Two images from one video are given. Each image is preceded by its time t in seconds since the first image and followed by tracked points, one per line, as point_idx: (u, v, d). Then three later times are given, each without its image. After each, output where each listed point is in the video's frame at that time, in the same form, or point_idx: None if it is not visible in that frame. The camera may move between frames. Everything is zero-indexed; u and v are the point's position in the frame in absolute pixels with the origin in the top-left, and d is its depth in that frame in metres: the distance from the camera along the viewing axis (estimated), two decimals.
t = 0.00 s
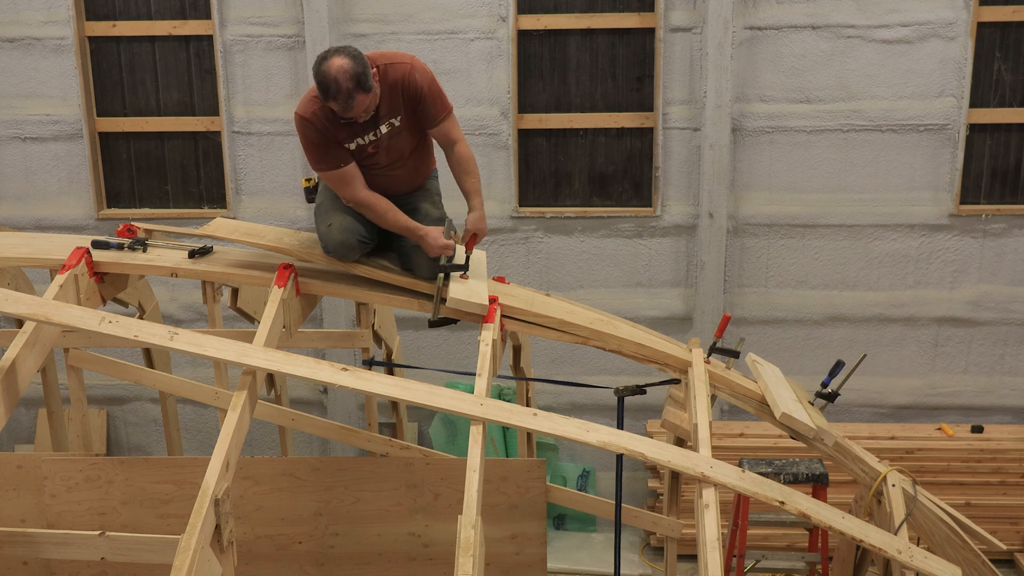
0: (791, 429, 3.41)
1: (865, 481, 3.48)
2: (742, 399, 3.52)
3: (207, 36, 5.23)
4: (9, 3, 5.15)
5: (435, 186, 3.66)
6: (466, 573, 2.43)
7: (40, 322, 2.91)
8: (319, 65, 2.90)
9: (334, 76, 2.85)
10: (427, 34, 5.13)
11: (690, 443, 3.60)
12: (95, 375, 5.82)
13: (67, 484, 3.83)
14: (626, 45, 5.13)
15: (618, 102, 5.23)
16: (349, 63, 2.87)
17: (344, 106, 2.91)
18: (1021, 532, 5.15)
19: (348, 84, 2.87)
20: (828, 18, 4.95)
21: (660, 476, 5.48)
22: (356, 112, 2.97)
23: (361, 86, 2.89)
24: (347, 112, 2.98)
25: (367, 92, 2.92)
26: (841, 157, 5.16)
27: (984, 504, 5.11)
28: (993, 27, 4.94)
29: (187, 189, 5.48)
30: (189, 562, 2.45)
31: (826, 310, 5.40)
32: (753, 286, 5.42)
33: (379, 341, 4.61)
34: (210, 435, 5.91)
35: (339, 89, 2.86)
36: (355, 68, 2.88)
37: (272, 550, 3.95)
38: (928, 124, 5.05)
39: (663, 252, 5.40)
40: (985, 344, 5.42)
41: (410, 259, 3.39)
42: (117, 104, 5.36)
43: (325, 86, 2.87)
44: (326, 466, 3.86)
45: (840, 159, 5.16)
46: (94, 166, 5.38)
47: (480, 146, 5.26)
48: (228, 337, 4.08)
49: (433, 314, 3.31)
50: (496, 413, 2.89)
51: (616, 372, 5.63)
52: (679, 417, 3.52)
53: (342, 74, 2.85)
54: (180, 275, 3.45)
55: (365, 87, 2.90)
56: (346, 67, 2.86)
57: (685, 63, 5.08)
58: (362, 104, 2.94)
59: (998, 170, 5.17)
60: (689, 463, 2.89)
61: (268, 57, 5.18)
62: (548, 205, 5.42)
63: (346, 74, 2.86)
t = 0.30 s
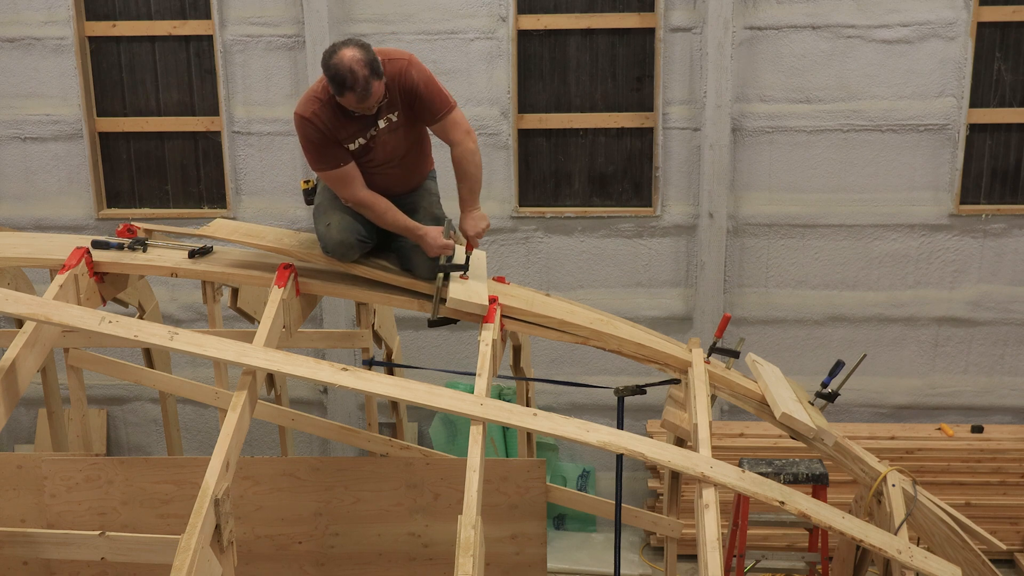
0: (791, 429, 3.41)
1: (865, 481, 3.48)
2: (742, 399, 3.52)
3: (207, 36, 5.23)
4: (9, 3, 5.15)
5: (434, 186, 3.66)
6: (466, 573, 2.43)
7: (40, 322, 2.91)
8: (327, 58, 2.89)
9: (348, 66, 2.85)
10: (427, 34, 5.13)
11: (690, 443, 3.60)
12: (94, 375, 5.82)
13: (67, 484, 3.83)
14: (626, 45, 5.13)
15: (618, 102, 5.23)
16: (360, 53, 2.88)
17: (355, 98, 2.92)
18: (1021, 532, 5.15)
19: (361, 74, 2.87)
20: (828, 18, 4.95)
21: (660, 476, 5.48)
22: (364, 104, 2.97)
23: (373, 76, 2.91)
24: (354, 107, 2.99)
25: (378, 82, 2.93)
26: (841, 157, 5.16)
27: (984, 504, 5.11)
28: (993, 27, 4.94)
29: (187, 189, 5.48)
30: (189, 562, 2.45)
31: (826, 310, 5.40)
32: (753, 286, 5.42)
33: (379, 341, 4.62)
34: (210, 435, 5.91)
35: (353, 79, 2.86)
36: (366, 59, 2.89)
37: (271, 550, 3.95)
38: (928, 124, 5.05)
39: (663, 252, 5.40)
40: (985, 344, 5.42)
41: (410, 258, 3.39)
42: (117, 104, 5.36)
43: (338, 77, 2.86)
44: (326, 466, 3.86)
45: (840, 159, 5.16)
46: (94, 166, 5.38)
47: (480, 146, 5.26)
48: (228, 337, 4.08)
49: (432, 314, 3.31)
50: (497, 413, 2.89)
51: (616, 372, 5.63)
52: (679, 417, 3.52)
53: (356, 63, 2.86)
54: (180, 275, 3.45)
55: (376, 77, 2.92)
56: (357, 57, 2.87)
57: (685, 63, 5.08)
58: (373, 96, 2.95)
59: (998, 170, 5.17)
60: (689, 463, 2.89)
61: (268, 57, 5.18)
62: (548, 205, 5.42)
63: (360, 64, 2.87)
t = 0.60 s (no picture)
0: (791, 429, 3.41)
1: (865, 481, 3.48)
2: (742, 399, 3.52)
3: (207, 36, 5.23)
4: (9, 3, 5.15)
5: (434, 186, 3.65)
6: (466, 573, 2.43)
7: (40, 322, 2.91)
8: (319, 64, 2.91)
9: (340, 71, 2.85)
10: (427, 34, 5.13)
11: (690, 443, 3.60)
12: (94, 375, 5.82)
13: (67, 484, 3.83)
14: (626, 45, 5.13)
15: (618, 102, 5.23)
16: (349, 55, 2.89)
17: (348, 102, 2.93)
18: (1021, 532, 5.15)
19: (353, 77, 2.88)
20: (828, 18, 4.95)
21: (660, 476, 5.48)
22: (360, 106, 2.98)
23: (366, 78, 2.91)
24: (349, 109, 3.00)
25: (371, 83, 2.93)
26: (841, 157, 5.16)
27: (984, 504, 5.11)
28: (993, 27, 4.94)
29: (187, 189, 5.48)
30: (189, 562, 2.45)
31: (826, 310, 5.40)
32: (753, 286, 5.42)
33: (379, 341, 4.62)
34: (210, 435, 5.91)
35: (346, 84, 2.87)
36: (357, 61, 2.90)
37: (271, 550, 3.95)
38: (928, 124, 5.05)
39: (663, 252, 5.40)
40: (985, 344, 5.42)
41: (410, 259, 3.39)
42: (117, 104, 5.36)
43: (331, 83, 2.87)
44: (326, 466, 3.86)
45: (840, 159, 5.16)
46: (94, 166, 5.38)
47: (480, 146, 5.26)
48: (229, 337, 4.08)
49: (432, 314, 3.31)
50: (497, 413, 2.89)
51: (616, 372, 5.63)
52: (679, 417, 3.52)
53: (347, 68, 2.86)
54: (180, 275, 3.45)
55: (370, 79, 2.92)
56: (348, 62, 2.87)
57: (685, 63, 5.08)
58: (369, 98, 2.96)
59: (998, 170, 5.17)
60: (689, 463, 2.89)
61: (268, 57, 5.18)
62: (548, 205, 5.42)
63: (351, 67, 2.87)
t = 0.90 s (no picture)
0: (791, 429, 3.41)
1: (865, 481, 3.48)
2: (742, 399, 3.52)
3: (207, 36, 5.23)
4: (9, 3, 5.16)
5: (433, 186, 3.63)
6: (466, 573, 2.43)
7: (40, 322, 2.91)
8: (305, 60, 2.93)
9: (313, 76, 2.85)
10: (427, 34, 5.13)
11: (690, 443, 3.60)
12: (94, 375, 5.82)
13: (67, 484, 3.83)
14: (626, 45, 5.13)
15: (618, 102, 5.23)
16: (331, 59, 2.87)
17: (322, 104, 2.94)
18: (1021, 532, 5.15)
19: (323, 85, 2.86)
20: (828, 18, 4.95)
21: (660, 476, 5.48)
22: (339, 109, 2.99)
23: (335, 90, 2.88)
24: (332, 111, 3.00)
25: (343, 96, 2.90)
26: (842, 157, 5.16)
27: (984, 504, 5.12)
28: (993, 27, 4.94)
29: (187, 189, 5.48)
30: (189, 562, 2.44)
31: (826, 310, 5.40)
32: (753, 286, 5.42)
33: (379, 341, 4.61)
34: (210, 435, 5.91)
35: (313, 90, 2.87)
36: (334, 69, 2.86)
37: (271, 550, 3.96)
38: (928, 124, 5.05)
39: (663, 252, 5.40)
40: (985, 344, 5.42)
41: (409, 260, 3.38)
42: (117, 104, 5.36)
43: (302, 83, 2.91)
44: (326, 466, 3.86)
45: (840, 159, 5.16)
46: (94, 166, 5.38)
47: (480, 146, 5.26)
48: (229, 337, 4.08)
49: (432, 314, 3.30)
50: (497, 413, 2.89)
51: (616, 372, 5.63)
52: (679, 417, 3.52)
53: (320, 75, 2.85)
54: (180, 275, 3.45)
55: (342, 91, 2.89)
56: (334, 61, 2.86)
57: (685, 63, 5.08)
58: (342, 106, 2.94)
59: (998, 170, 5.16)
60: (689, 463, 2.89)
61: (268, 57, 5.18)
62: (548, 205, 5.42)
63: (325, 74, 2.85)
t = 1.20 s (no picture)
0: (791, 429, 3.41)
1: (865, 481, 3.48)
2: (741, 399, 3.52)
3: (207, 36, 5.23)
4: (9, 3, 5.15)
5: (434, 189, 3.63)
6: (466, 573, 2.43)
7: (40, 322, 2.91)
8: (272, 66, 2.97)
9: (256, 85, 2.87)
10: (427, 34, 5.13)
11: (690, 443, 3.60)
12: (94, 375, 5.82)
13: (67, 484, 3.83)
14: (626, 45, 5.13)
15: (618, 102, 5.23)
16: (280, 71, 2.84)
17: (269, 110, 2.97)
18: (1021, 532, 5.16)
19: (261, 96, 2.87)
20: (829, 18, 4.95)
21: (660, 476, 5.48)
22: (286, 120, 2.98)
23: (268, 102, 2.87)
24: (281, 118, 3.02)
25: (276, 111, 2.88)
26: (841, 157, 5.16)
27: (984, 504, 5.12)
28: (993, 27, 4.94)
29: (187, 189, 5.48)
30: (189, 562, 2.44)
31: (826, 310, 5.40)
32: (753, 286, 5.42)
33: (379, 341, 4.61)
34: (210, 435, 5.91)
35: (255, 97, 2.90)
36: (274, 84, 2.83)
37: (271, 550, 3.96)
38: (928, 124, 5.05)
39: (663, 253, 5.40)
40: (985, 344, 5.42)
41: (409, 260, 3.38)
42: (117, 104, 5.36)
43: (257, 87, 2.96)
44: (326, 466, 3.86)
45: (840, 159, 5.16)
46: (94, 166, 5.38)
47: (480, 146, 5.26)
48: (229, 337, 4.09)
49: (432, 315, 3.29)
50: (497, 413, 2.89)
51: (616, 372, 5.63)
52: (679, 417, 3.52)
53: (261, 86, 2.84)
54: (180, 275, 3.45)
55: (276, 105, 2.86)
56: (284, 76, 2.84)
57: (685, 63, 5.08)
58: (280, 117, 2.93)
59: (998, 170, 5.16)
60: (689, 463, 2.89)
61: (268, 57, 5.19)
62: (548, 205, 5.42)
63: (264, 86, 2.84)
